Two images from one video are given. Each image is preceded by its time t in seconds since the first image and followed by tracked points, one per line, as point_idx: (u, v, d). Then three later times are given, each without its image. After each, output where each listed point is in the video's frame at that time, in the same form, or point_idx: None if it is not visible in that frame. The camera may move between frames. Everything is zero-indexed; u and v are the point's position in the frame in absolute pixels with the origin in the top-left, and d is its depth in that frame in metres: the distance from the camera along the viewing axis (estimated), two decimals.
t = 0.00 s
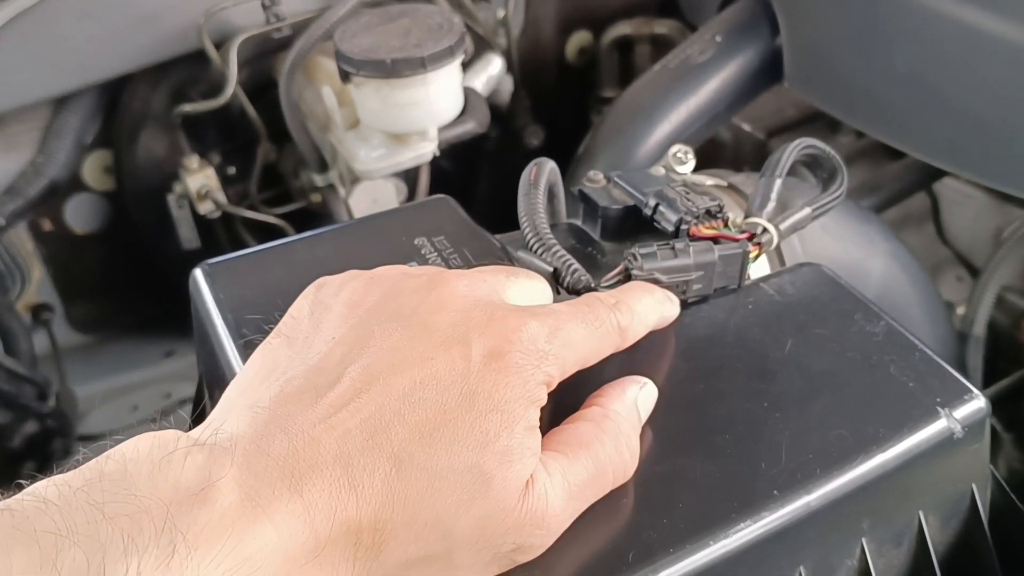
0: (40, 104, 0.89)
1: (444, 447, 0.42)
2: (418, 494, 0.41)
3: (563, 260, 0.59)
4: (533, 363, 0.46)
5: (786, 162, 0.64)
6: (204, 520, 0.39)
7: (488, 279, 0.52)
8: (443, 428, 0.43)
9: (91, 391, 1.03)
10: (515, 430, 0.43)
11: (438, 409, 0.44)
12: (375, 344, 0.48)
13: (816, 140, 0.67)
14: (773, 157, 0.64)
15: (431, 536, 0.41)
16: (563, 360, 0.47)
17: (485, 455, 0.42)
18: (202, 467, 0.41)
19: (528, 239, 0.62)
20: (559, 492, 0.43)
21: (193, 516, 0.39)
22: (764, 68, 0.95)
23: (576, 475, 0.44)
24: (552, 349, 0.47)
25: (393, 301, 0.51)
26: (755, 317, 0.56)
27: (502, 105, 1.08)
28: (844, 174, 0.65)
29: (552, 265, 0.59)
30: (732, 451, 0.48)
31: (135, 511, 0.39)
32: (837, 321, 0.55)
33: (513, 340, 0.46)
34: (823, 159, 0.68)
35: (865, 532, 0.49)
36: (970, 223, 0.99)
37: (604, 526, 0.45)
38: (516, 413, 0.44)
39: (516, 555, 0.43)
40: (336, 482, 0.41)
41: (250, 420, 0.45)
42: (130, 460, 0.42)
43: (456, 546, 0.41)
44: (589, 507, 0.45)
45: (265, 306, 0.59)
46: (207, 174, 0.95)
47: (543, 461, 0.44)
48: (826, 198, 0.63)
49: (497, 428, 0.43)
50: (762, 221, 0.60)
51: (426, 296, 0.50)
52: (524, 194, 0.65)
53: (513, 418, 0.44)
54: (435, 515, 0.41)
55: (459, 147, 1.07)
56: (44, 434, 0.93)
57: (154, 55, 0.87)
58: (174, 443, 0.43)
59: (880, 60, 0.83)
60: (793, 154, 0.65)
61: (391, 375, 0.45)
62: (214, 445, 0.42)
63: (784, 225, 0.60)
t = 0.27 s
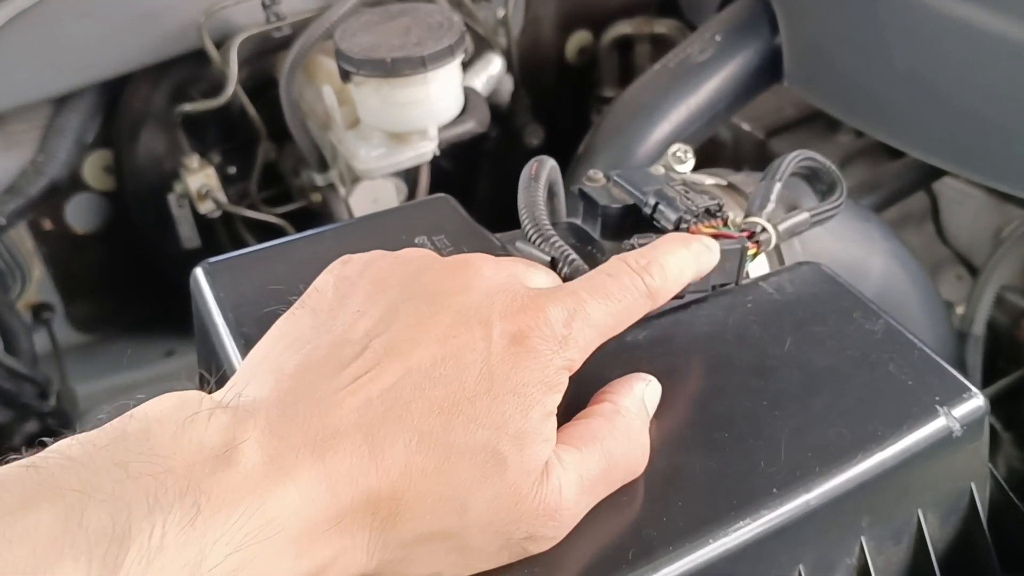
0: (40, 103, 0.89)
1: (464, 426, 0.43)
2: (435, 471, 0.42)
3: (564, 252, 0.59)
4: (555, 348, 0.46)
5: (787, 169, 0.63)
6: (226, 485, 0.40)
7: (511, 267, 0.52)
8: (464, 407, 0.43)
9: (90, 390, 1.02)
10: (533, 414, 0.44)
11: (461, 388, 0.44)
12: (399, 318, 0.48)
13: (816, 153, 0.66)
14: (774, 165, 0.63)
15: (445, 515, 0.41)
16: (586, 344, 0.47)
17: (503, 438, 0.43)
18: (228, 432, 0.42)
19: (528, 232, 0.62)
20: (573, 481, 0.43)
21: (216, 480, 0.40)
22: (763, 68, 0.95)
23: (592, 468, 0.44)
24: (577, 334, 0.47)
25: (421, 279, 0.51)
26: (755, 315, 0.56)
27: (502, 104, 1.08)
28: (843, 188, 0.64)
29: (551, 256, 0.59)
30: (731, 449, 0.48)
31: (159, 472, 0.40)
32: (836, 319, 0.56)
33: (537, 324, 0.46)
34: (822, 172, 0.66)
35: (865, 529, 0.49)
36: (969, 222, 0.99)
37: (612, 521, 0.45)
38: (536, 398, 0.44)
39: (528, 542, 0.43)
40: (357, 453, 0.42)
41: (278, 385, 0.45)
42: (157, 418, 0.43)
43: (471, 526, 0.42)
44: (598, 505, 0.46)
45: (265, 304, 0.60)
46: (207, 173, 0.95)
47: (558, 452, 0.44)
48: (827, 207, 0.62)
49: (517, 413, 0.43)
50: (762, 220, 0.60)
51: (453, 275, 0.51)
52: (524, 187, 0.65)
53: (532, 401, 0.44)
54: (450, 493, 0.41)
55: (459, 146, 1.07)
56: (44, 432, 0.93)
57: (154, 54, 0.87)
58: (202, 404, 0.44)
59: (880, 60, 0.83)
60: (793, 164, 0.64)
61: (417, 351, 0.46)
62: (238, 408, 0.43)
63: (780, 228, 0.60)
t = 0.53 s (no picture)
0: (44, 105, 0.89)
1: (538, 406, 0.44)
2: (512, 448, 0.43)
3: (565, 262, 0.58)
4: (620, 333, 0.47)
5: (787, 166, 0.63)
6: (316, 453, 0.40)
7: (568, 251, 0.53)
8: (538, 386, 0.44)
9: (94, 391, 1.03)
10: (603, 397, 0.45)
11: (534, 367, 0.45)
12: (467, 298, 0.49)
13: (815, 147, 0.66)
14: (775, 162, 0.63)
15: (520, 491, 0.42)
16: (647, 332, 0.48)
17: (575, 419, 0.44)
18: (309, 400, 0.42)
19: (529, 236, 0.62)
20: (635, 463, 0.45)
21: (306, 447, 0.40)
22: (765, 70, 0.96)
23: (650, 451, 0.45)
24: (637, 323, 0.48)
25: (485, 262, 0.52)
26: (757, 316, 0.57)
27: (503, 106, 1.08)
28: (842, 184, 0.64)
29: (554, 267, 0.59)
30: (734, 449, 0.48)
31: (248, 438, 0.39)
32: (838, 320, 0.56)
33: (603, 310, 0.48)
34: (822, 167, 0.66)
35: (867, 530, 0.49)
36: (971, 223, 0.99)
37: (649, 514, 0.46)
38: (605, 381, 0.45)
39: (592, 523, 0.44)
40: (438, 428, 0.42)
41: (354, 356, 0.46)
42: (239, 385, 0.42)
43: (542, 503, 0.43)
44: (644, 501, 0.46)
45: (269, 305, 0.60)
46: (210, 174, 0.95)
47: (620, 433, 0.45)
48: (827, 203, 0.62)
49: (589, 396, 0.45)
50: (764, 222, 0.59)
51: (517, 257, 0.51)
52: (528, 194, 0.65)
53: (602, 384, 0.45)
54: (525, 471, 0.42)
55: (461, 147, 1.07)
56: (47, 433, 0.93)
57: (157, 56, 0.88)
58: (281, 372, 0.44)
59: (881, 62, 0.83)
60: (794, 159, 0.64)
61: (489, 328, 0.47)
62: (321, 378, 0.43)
63: (785, 229, 0.59)
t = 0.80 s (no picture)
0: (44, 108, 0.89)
1: (565, 416, 0.44)
2: (540, 459, 0.42)
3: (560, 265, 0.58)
4: (647, 339, 0.47)
5: (789, 171, 0.62)
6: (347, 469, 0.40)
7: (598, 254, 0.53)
8: (566, 396, 0.44)
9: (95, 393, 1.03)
10: (630, 405, 0.45)
11: (562, 376, 0.45)
12: (494, 306, 0.49)
13: (816, 154, 0.66)
14: (775, 168, 0.63)
15: (550, 502, 0.42)
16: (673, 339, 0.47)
17: (602, 429, 0.44)
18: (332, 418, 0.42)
19: (529, 238, 0.62)
20: (660, 470, 0.45)
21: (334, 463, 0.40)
22: (765, 73, 0.96)
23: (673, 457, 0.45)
24: (665, 330, 0.47)
25: (513, 270, 0.51)
26: (757, 320, 0.57)
27: (503, 109, 1.08)
28: (845, 190, 0.64)
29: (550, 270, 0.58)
30: (735, 453, 0.48)
31: (282, 453, 0.39)
32: (839, 325, 0.56)
33: (630, 317, 0.47)
34: (823, 173, 0.66)
35: (868, 534, 0.49)
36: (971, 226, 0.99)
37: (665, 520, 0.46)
38: (633, 389, 0.45)
39: (621, 531, 0.44)
40: (466, 441, 0.42)
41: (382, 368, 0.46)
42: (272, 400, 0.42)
43: (571, 513, 0.43)
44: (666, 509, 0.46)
45: (270, 309, 0.60)
46: (210, 178, 0.95)
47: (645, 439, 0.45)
48: (827, 210, 0.62)
49: (616, 405, 0.44)
50: (764, 226, 0.59)
51: (545, 265, 0.51)
52: (527, 197, 0.65)
53: (630, 392, 0.45)
54: (555, 482, 0.42)
55: (461, 150, 1.07)
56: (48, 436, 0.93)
57: (158, 60, 0.88)
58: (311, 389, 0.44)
59: (881, 66, 0.83)
60: (795, 165, 0.63)
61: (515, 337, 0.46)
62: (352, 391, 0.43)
63: (784, 233, 0.59)
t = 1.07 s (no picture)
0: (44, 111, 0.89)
1: (508, 402, 0.43)
2: (500, 456, 0.42)
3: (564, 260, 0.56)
4: (575, 298, 0.46)
5: (790, 174, 0.62)
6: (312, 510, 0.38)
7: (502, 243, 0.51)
8: (502, 383, 0.43)
9: (96, 396, 1.03)
10: (578, 377, 0.44)
11: (492, 361, 0.44)
12: (415, 322, 0.47)
13: (817, 159, 0.65)
14: (777, 171, 0.63)
15: (533, 493, 0.42)
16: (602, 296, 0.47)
17: (551, 405, 0.43)
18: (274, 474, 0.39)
19: (529, 237, 0.62)
20: (640, 443, 0.45)
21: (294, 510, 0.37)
22: (765, 73, 0.96)
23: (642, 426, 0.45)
24: (593, 289, 0.47)
25: (423, 279, 0.50)
26: (759, 321, 0.56)
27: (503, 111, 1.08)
28: (847, 191, 0.64)
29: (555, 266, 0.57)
30: (736, 456, 0.48)
31: (235, 513, 0.37)
32: (840, 326, 0.56)
33: (547, 280, 0.46)
34: (824, 177, 0.65)
35: (870, 536, 0.49)
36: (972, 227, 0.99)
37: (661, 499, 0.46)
38: (574, 357, 0.45)
39: (612, 501, 0.44)
40: (419, 462, 0.41)
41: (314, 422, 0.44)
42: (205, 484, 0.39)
43: (557, 501, 0.42)
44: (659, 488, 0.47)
45: (271, 311, 0.60)
46: (210, 179, 0.95)
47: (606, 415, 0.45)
48: (829, 212, 0.61)
49: (557, 376, 0.44)
50: (765, 226, 0.59)
51: (450, 267, 0.50)
52: (528, 196, 0.65)
53: (573, 360, 0.44)
54: (524, 471, 0.42)
55: (461, 151, 1.07)
56: (47, 439, 0.94)
57: (157, 62, 0.88)
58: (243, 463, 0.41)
59: (882, 67, 0.83)
60: (796, 169, 0.63)
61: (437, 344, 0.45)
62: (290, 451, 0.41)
63: (785, 234, 0.59)
